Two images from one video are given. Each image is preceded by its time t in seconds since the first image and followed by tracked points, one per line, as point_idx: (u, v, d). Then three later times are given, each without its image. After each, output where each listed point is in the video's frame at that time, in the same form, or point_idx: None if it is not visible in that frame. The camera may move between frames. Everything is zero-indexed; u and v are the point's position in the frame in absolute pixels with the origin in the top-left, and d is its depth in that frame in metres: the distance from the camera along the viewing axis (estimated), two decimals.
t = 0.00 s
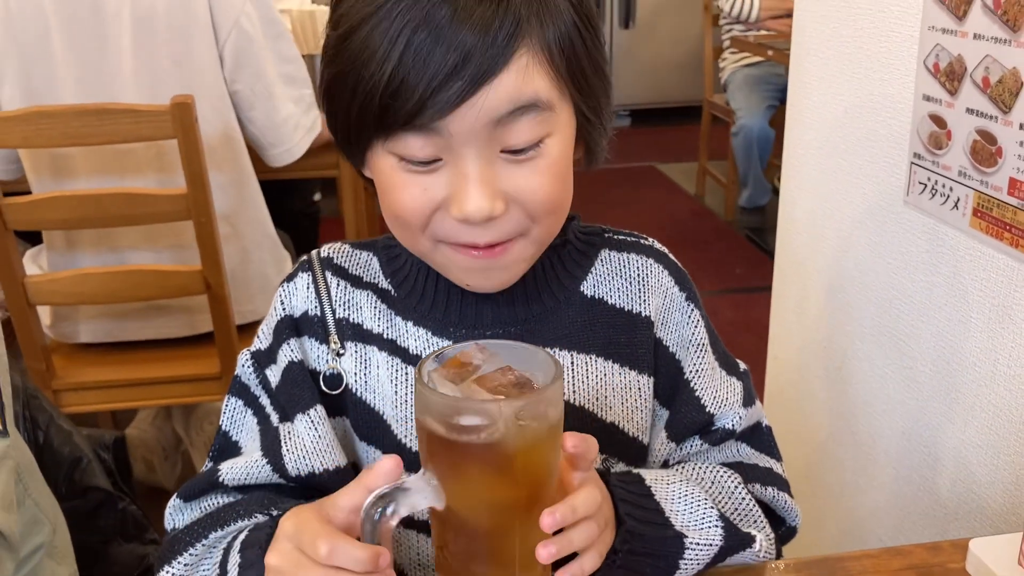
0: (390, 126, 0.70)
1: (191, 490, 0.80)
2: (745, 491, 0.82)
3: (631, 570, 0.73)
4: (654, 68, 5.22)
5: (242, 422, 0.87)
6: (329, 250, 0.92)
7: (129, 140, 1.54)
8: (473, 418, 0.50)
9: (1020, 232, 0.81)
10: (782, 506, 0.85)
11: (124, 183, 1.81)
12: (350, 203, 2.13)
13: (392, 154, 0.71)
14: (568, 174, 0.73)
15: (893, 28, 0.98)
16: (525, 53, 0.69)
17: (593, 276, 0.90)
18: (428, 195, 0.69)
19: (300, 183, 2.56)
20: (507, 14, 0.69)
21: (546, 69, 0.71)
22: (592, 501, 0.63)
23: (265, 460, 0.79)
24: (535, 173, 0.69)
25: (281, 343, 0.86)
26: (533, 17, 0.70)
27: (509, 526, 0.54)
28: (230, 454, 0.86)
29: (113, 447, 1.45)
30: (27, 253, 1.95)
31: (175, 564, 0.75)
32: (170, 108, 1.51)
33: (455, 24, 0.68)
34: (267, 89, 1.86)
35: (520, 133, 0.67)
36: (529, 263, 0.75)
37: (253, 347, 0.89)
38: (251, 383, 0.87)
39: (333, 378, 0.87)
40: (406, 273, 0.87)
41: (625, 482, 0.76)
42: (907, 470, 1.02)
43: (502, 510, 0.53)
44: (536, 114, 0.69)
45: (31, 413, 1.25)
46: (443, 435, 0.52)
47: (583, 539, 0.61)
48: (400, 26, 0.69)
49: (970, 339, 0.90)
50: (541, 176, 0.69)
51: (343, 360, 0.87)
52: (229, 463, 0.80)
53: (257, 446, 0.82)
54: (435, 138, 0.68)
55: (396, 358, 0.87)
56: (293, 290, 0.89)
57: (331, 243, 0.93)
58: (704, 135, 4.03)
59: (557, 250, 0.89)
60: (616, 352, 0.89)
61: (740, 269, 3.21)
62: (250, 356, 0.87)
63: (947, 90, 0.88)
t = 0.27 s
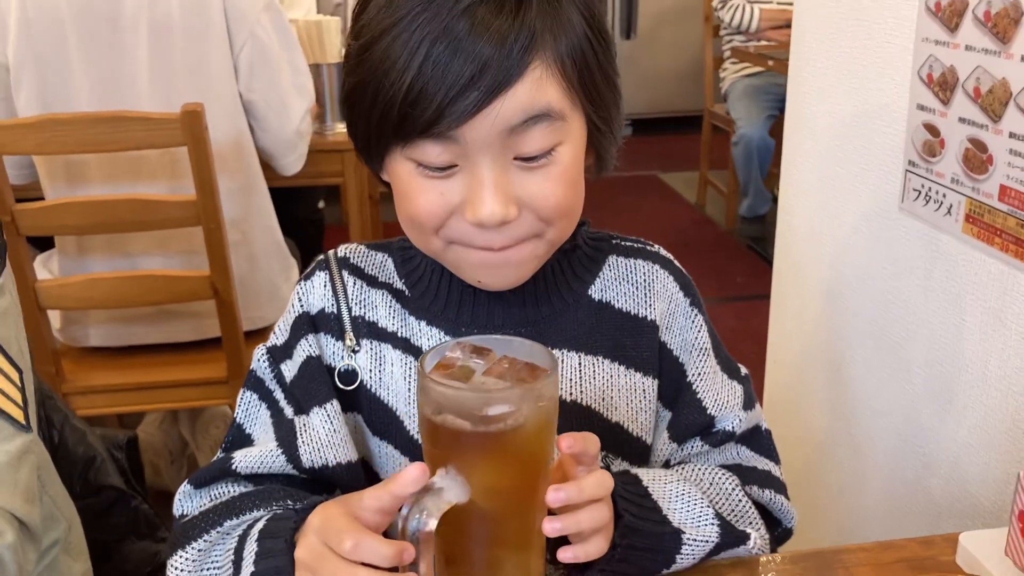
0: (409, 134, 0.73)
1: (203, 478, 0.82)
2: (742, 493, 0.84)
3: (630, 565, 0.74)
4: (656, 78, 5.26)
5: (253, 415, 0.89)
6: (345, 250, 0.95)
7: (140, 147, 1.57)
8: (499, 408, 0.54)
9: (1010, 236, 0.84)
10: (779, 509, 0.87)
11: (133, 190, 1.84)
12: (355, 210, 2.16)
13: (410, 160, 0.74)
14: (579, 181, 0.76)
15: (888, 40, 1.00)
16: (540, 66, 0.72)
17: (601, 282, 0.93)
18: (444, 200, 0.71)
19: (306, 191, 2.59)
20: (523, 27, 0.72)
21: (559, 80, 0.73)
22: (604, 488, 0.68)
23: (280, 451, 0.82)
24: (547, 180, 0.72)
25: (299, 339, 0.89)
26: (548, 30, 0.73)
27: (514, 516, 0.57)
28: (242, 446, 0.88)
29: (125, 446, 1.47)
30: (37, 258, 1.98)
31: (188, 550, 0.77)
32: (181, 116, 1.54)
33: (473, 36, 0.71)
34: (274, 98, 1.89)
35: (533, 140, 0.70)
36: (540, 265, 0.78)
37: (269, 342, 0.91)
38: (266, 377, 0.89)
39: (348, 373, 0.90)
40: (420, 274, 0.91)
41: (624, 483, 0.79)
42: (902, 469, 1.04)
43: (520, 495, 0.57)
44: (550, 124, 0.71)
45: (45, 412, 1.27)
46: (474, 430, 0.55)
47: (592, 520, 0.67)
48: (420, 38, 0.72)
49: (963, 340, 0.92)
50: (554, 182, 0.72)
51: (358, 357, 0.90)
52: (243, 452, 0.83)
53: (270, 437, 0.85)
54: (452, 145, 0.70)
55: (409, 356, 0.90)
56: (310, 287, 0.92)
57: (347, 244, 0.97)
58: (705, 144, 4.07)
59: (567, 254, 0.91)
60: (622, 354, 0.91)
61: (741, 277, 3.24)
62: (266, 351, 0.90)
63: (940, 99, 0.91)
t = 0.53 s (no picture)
0: (398, 143, 0.74)
1: (190, 476, 0.83)
2: (719, 502, 0.85)
3: (601, 566, 0.76)
4: (654, 85, 5.28)
5: (242, 415, 0.90)
6: (334, 253, 0.97)
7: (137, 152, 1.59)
8: (475, 407, 0.55)
9: (986, 241, 0.85)
10: (757, 516, 0.88)
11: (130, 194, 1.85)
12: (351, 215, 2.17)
13: (398, 169, 0.75)
14: (565, 191, 0.77)
15: (869, 47, 1.02)
16: (529, 80, 0.73)
17: (587, 285, 0.94)
18: (431, 208, 0.73)
19: (303, 195, 2.60)
20: (515, 43, 0.73)
21: (547, 95, 0.75)
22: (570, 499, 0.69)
23: (265, 450, 0.83)
24: (533, 191, 0.73)
25: (287, 339, 0.90)
26: (539, 44, 0.75)
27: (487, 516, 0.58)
28: (231, 445, 0.89)
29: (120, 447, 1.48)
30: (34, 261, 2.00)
31: (172, 550, 0.78)
32: (177, 121, 1.56)
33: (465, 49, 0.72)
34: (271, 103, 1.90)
35: (520, 154, 0.72)
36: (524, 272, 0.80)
37: (258, 343, 0.93)
38: (255, 377, 0.90)
39: (335, 374, 0.92)
40: (408, 277, 0.92)
41: (595, 487, 0.80)
42: (886, 472, 1.05)
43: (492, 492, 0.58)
44: (537, 137, 0.73)
45: (39, 413, 1.29)
46: (449, 429, 0.56)
47: (562, 527, 0.68)
48: (411, 51, 0.73)
49: (945, 346, 0.93)
50: (540, 194, 0.73)
51: (345, 358, 0.92)
52: (229, 451, 0.84)
53: (257, 437, 0.86)
54: (440, 156, 0.72)
55: (395, 357, 0.91)
56: (299, 290, 0.93)
57: (336, 247, 0.98)
58: (703, 150, 4.08)
59: (554, 259, 0.93)
60: (606, 358, 0.93)
61: (737, 282, 3.25)
62: (255, 351, 0.91)
63: (919, 106, 0.92)
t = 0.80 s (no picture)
0: (424, 142, 0.73)
1: (207, 474, 0.82)
2: (731, 512, 0.84)
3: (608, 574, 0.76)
4: (660, 88, 5.27)
5: (260, 411, 0.89)
6: (354, 250, 0.95)
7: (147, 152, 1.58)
8: (504, 407, 0.54)
9: (1013, 242, 0.84)
10: (771, 526, 0.88)
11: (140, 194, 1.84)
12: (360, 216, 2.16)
13: (423, 166, 0.75)
14: (591, 192, 0.76)
15: (892, 47, 1.00)
16: (559, 79, 0.72)
17: (608, 285, 0.93)
18: (456, 205, 0.72)
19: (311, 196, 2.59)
20: (544, 40, 0.72)
21: (576, 94, 0.74)
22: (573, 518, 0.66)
23: (283, 449, 0.83)
24: (559, 191, 0.72)
25: (306, 336, 0.89)
26: (569, 41, 0.74)
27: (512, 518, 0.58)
28: (247, 442, 0.88)
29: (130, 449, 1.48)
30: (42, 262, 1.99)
31: (188, 555, 0.77)
32: (187, 121, 1.55)
33: (495, 45, 0.72)
34: (280, 104, 1.89)
35: (548, 153, 0.71)
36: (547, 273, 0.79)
37: (277, 340, 0.92)
38: (273, 375, 0.90)
39: (355, 372, 0.91)
40: (428, 275, 0.91)
41: (598, 495, 0.79)
42: (908, 475, 1.04)
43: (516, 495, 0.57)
44: (565, 136, 0.72)
45: (49, 414, 1.28)
46: (475, 430, 0.55)
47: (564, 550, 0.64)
48: (440, 46, 0.73)
49: (969, 348, 0.92)
50: (566, 194, 0.73)
51: (365, 356, 0.91)
52: (246, 448, 0.83)
53: (276, 434, 0.86)
54: (467, 154, 0.71)
55: (415, 356, 0.90)
56: (319, 287, 0.92)
57: (355, 243, 0.97)
58: (710, 153, 4.07)
59: (575, 257, 0.92)
60: (626, 359, 0.92)
61: (745, 285, 3.24)
62: (273, 348, 0.91)
63: (943, 106, 0.91)
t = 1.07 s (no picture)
0: (424, 138, 0.72)
1: (201, 481, 0.81)
2: (731, 524, 0.82)
3: None
4: (664, 89, 5.25)
5: (258, 419, 0.89)
6: (353, 252, 0.94)
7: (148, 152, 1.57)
8: (508, 411, 0.54)
9: None
10: (774, 539, 0.86)
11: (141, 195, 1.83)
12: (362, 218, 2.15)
13: (422, 164, 0.73)
14: (594, 194, 0.75)
15: (902, 47, 0.99)
16: (563, 76, 0.71)
17: (612, 290, 0.91)
18: (455, 205, 0.71)
19: (313, 197, 2.58)
20: (550, 35, 0.71)
21: (581, 92, 0.72)
22: (579, 520, 0.65)
23: (281, 458, 0.81)
24: (562, 193, 0.71)
25: (304, 342, 0.88)
26: (576, 37, 0.72)
27: (517, 525, 0.57)
28: (244, 449, 0.88)
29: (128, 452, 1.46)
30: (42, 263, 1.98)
31: (188, 564, 0.76)
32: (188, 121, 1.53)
33: (499, 38, 0.70)
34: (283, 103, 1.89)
35: (551, 152, 0.70)
36: (549, 276, 0.78)
37: (274, 345, 0.91)
38: (270, 380, 0.89)
39: (353, 377, 0.89)
40: (429, 279, 0.90)
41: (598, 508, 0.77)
42: (916, 482, 1.02)
43: (520, 499, 0.57)
44: (568, 135, 0.71)
45: (47, 417, 1.27)
46: (479, 434, 0.54)
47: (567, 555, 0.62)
48: (442, 38, 0.71)
49: (979, 351, 0.90)
50: (568, 195, 0.71)
51: (364, 361, 0.89)
52: (242, 456, 0.82)
53: (274, 441, 0.85)
54: (467, 152, 0.70)
55: (416, 362, 0.89)
56: (317, 290, 0.91)
57: (354, 245, 0.95)
58: (714, 155, 4.05)
59: (577, 262, 0.90)
60: (629, 366, 0.90)
61: (749, 288, 3.22)
62: (270, 353, 0.90)
63: (954, 107, 0.89)
